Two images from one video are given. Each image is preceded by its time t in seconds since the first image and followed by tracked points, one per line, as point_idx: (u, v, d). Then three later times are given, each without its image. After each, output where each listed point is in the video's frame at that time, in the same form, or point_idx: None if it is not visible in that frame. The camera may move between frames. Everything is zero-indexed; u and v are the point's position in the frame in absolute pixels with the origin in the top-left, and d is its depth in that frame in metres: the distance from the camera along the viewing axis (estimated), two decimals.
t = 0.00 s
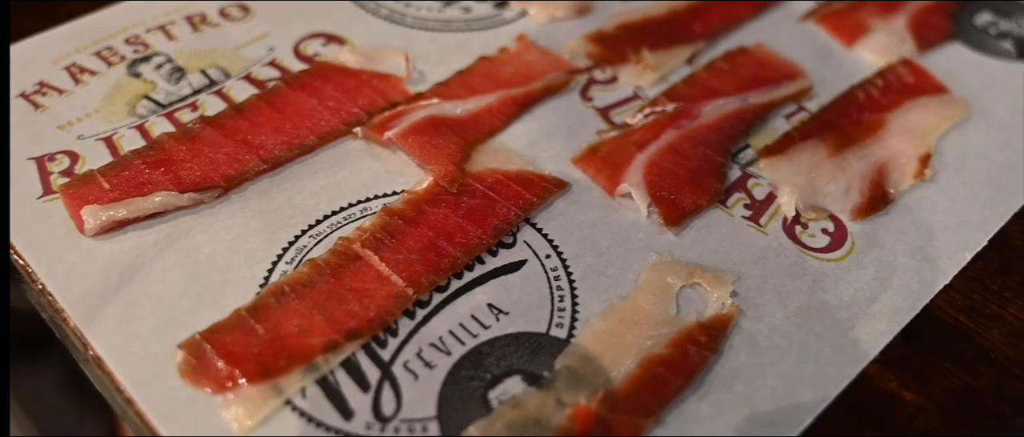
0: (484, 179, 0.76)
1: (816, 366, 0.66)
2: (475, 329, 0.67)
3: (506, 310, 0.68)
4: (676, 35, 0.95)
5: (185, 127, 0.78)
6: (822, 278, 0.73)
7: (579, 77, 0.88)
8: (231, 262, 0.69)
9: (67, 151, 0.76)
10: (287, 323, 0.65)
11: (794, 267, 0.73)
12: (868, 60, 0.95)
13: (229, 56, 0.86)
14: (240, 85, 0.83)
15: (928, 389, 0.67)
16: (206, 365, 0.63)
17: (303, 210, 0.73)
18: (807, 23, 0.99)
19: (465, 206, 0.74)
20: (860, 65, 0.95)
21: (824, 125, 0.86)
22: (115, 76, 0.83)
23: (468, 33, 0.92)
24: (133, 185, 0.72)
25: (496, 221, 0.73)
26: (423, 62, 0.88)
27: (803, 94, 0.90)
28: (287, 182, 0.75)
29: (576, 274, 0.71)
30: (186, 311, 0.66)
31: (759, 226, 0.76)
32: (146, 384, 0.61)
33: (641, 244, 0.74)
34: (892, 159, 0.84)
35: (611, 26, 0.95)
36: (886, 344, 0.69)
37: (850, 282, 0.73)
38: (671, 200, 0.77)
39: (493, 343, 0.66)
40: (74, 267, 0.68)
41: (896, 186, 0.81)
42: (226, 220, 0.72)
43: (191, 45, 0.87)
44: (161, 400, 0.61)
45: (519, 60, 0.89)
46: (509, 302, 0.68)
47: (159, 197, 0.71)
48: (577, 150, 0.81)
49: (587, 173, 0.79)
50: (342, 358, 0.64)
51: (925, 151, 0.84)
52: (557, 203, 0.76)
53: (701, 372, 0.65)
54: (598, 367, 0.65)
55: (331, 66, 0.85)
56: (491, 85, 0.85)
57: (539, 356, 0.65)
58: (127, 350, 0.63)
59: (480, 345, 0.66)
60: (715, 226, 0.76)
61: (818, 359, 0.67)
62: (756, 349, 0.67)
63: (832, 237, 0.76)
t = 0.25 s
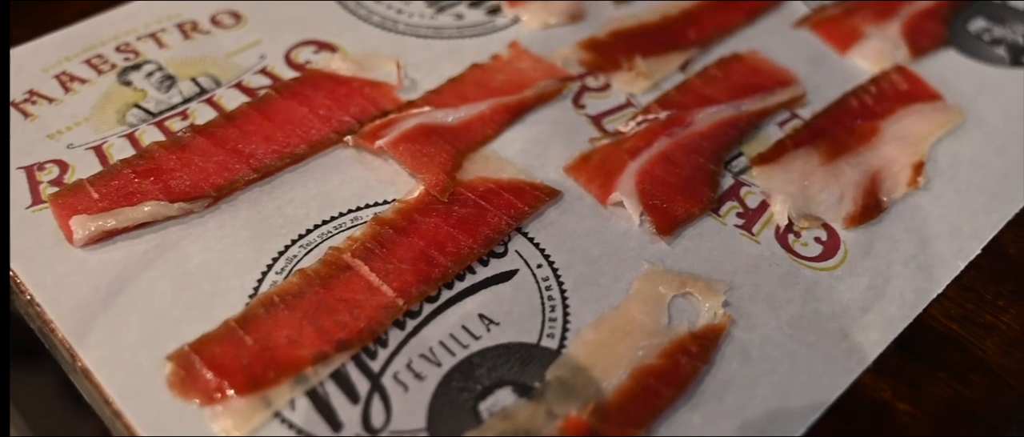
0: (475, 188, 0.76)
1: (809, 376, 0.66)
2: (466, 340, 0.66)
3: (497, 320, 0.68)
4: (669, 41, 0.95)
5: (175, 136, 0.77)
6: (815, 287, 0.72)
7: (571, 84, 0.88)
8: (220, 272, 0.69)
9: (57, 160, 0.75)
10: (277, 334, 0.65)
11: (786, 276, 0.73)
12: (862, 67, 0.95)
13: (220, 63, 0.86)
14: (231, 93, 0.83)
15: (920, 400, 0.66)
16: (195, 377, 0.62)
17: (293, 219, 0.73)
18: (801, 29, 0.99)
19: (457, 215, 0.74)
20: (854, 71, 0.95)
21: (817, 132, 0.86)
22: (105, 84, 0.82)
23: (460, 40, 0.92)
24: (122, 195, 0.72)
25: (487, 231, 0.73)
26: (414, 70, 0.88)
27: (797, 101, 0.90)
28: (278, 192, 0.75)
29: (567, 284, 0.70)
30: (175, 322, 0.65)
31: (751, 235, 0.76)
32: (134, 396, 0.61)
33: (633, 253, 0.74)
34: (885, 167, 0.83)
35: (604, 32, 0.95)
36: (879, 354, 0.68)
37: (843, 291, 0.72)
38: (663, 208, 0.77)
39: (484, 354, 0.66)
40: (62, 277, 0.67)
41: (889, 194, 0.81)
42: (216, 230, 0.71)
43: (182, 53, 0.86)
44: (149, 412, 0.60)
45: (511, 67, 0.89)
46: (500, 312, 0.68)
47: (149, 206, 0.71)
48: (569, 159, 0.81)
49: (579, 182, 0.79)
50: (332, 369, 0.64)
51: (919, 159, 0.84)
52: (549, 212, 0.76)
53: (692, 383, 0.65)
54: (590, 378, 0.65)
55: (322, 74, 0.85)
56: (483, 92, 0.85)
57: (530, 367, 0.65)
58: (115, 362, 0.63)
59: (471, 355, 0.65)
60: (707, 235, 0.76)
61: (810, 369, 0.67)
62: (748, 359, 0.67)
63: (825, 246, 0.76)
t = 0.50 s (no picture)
0: (466, 197, 0.76)
1: (800, 387, 0.66)
2: (456, 350, 0.66)
3: (488, 331, 0.67)
4: (662, 49, 0.94)
5: (166, 145, 0.77)
6: (807, 296, 0.72)
7: (564, 92, 0.88)
8: (210, 283, 0.68)
9: (47, 170, 0.75)
10: (266, 345, 0.65)
11: (779, 285, 0.73)
12: (855, 74, 0.95)
13: (211, 72, 0.85)
14: (222, 102, 0.82)
15: (913, 410, 0.66)
16: (184, 389, 0.62)
17: (283, 230, 0.72)
18: (793, 37, 0.99)
19: (447, 225, 0.73)
20: (847, 79, 0.95)
21: (810, 140, 0.86)
22: (96, 93, 0.82)
23: (452, 47, 0.92)
24: (113, 205, 0.72)
25: (478, 240, 0.73)
26: (406, 78, 0.88)
27: (789, 109, 0.89)
28: (268, 202, 0.74)
29: (559, 294, 0.70)
30: (165, 334, 0.65)
31: (744, 244, 0.76)
32: (123, 408, 0.61)
33: (625, 262, 0.73)
34: (878, 176, 0.83)
35: (597, 40, 0.95)
36: (871, 364, 0.68)
37: (835, 301, 0.72)
38: (655, 217, 0.76)
39: (475, 364, 0.65)
40: (51, 288, 0.67)
41: (882, 202, 0.81)
42: (206, 241, 0.71)
43: (173, 62, 0.86)
44: (138, 424, 0.60)
45: (503, 75, 0.88)
46: (491, 322, 0.68)
47: (139, 217, 0.71)
48: (561, 167, 0.80)
49: (571, 191, 0.78)
50: (322, 380, 0.64)
51: (911, 167, 0.84)
52: (540, 222, 0.76)
53: (683, 394, 0.65)
54: (581, 389, 0.65)
55: (313, 82, 0.84)
56: (475, 101, 0.85)
57: (521, 378, 0.65)
58: (104, 373, 0.62)
59: (461, 366, 0.65)
60: (699, 244, 0.76)
61: (802, 379, 0.66)
62: (740, 370, 0.67)
63: (817, 255, 0.76)
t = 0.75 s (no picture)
0: (458, 206, 0.76)
1: (793, 396, 0.66)
2: (448, 360, 0.66)
3: (480, 340, 0.67)
4: (655, 55, 0.94)
5: (157, 154, 0.77)
6: (800, 304, 0.72)
7: (557, 99, 0.88)
8: (201, 292, 0.68)
9: (37, 179, 0.75)
10: (257, 355, 0.64)
11: (772, 294, 0.73)
12: (849, 80, 0.95)
13: (203, 80, 0.85)
14: (214, 110, 0.82)
15: (906, 419, 0.66)
16: (174, 399, 0.62)
17: (275, 238, 0.72)
18: (787, 43, 0.99)
19: (439, 233, 0.73)
20: (840, 85, 0.95)
21: (803, 148, 0.85)
22: (87, 101, 0.82)
23: (445, 54, 0.91)
24: (103, 214, 0.71)
25: (470, 249, 0.73)
26: (399, 85, 0.87)
27: (782, 116, 0.89)
28: (260, 210, 0.74)
29: (551, 303, 0.70)
30: (155, 344, 0.65)
31: (737, 252, 0.76)
32: (112, 419, 0.60)
33: (618, 271, 0.73)
34: (871, 183, 0.83)
35: (590, 47, 0.94)
36: (864, 372, 0.68)
37: (828, 309, 0.72)
38: (648, 225, 0.76)
39: (466, 374, 0.65)
40: (41, 298, 0.67)
41: (875, 210, 0.80)
42: (197, 250, 0.71)
43: (165, 69, 0.86)
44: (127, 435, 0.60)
45: (496, 82, 0.88)
46: (482, 331, 0.68)
47: (129, 226, 0.70)
48: (554, 175, 0.80)
49: (564, 199, 0.78)
50: (312, 390, 0.63)
51: (905, 174, 0.83)
52: (533, 230, 0.75)
53: (675, 403, 0.65)
54: (573, 399, 0.64)
55: (305, 90, 0.84)
56: (467, 108, 0.85)
57: (513, 388, 0.65)
58: (93, 383, 0.62)
59: (453, 376, 0.65)
60: (692, 252, 0.75)
61: (795, 389, 0.66)
62: (732, 379, 0.67)
63: (810, 263, 0.76)
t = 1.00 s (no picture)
0: (452, 212, 0.75)
1: (788, 403, 0.66)
2: (440, 367, 0.65)
3: (473, 347, 0.67)
4: (650, 60, 0.94)
5: (149, 160, 0.77)
6: (795, 311, 0.72)
7: (551, 104, 0.88)
8: (192, 300, 0.68)
9: (29, 185, 0.74)
10: (249, 363, 0.64)
11: (766, 300, 0.72)
12: (844, 85, 0.95)
13: (196, 85, 0.85)
14: (207, 116, 0.82)
15: (900, 426, 0.66)
16: (165, 407, 0.62)
17: (267, 245, 0.72)
18: (782, 48, 0.99)
19: (433, 240, 0.73)
20: (835, 90, 0.94)
21: (798, 153, 0.85)
22: (79, 107, 0.81)
23: (439, 59, 0.91)
24: (94, 221, 0.71)
25: (463, 255, 0.72)
26: (393, 90, 0.87)
27: (777, 121, 0.89)
28: (252, 217, 0.74)
29: (544, 310, 0.70)
30: (146, 351, 0.65)
31: (731, 257, 0.75)
32: (103, 427, 0.60)
33: (612, 277, 0.73)
34: (866, 188, 0.83)
35: (584, 51, 0.94)
36: (859, 379, 0.68)
37: (823, 315, 0.72)
38: (642, 231, 0.76)
39: (459, 381, 0.65)
40: (32, 305, 0.66)
41: (870, 215, 0.80)
42: (189, 257, 0.70)
43: (158, 75, 0.86)
44: None
45: (490, 87, 0.88)
46: (475, 339, 0.67)
47: (121, 233, 0.70)
48: (548, 181, 0.80)
49: (558, 204, 0.78)
50: (304, 398, 0.63)
51: (900, 179, 0.83)
52: (526, 236, 0.75)
53: (669, 411, 0.65)
54: (566, 406, 0.64)
55: (299, 95, 0.84)
56: (461, 114, 0.84)
57: (506, 395, 0.64)
58: (84, 391, 0.62)
59: (446, 383, 0.64)
60: (687, 258, 0.75)
61: (789, 396, 0.66)
62: (726, 386, 0.67)
63: (805, 269, 0.75)
